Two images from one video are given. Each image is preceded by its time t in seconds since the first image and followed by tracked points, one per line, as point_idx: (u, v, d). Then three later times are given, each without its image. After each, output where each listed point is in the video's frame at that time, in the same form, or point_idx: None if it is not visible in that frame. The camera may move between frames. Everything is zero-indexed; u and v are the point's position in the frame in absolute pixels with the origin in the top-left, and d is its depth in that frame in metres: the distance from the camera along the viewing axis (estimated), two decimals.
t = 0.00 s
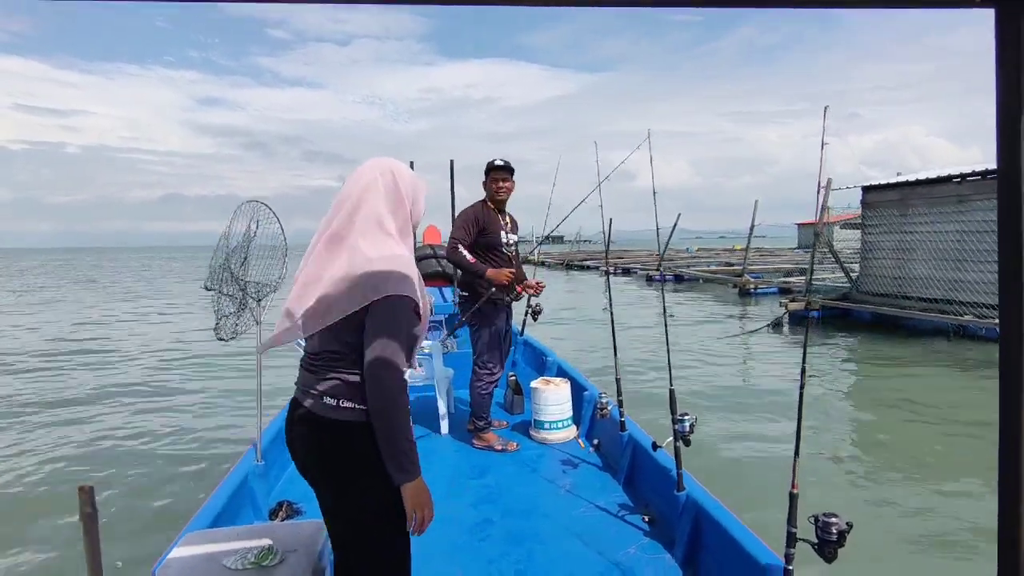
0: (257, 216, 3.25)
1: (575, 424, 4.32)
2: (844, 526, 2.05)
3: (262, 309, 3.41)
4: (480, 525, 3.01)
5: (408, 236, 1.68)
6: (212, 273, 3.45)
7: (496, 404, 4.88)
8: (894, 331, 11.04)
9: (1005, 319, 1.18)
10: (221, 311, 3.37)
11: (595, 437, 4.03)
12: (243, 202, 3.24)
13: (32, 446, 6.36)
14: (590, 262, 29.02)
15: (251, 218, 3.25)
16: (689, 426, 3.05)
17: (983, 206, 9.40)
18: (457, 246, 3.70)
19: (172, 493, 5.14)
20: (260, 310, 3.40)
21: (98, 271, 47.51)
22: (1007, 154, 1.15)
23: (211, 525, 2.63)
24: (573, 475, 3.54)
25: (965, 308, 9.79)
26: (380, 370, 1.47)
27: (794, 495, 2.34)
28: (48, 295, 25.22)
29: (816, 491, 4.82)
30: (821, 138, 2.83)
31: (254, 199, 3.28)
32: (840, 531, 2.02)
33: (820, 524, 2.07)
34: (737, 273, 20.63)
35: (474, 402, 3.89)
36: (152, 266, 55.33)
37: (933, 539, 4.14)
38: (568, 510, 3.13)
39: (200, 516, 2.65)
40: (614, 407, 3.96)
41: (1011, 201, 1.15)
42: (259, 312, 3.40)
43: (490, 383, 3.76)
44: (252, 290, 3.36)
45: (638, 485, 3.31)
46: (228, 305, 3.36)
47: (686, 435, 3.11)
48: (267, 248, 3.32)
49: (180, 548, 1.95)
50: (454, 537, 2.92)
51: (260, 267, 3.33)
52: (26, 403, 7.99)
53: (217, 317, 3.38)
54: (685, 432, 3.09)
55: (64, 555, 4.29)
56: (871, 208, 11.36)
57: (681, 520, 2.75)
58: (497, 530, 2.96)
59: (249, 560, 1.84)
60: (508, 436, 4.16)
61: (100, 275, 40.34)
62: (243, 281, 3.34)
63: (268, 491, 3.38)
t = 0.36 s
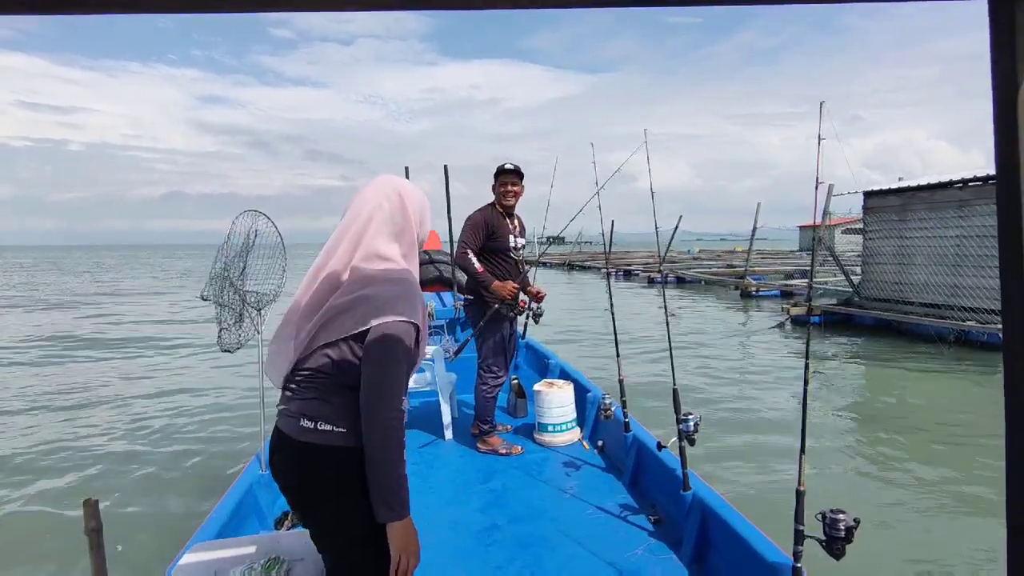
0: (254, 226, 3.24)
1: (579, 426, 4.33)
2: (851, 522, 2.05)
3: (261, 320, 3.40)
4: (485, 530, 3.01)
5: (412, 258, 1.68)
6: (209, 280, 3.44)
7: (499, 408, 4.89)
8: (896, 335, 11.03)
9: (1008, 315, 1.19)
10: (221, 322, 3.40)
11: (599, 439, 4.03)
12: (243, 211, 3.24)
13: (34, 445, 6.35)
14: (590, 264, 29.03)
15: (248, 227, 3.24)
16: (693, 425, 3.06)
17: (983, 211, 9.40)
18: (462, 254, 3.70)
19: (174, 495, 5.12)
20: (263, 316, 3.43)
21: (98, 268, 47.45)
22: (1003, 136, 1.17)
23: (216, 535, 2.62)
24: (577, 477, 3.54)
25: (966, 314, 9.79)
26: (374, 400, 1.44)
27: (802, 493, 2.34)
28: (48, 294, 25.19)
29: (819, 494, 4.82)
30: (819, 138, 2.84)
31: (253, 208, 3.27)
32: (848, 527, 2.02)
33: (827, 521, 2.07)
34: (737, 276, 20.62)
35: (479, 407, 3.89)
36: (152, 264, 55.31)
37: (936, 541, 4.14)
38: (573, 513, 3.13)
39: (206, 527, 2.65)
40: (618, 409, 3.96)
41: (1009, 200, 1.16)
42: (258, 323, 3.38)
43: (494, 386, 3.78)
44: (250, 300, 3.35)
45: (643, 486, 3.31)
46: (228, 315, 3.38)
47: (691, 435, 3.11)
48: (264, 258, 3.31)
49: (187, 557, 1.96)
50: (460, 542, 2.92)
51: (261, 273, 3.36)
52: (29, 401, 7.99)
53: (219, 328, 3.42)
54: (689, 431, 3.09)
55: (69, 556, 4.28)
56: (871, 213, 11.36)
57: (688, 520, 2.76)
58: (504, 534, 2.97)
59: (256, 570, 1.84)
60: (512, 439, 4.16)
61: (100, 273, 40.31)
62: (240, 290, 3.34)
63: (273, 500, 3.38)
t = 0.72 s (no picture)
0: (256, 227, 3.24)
1: (579, 430, 4.32)
2: (850, 530, 2.05)
3: (260, 319, 3.41)
4: (484, 533, 3.01)
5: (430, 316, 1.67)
6: (207, 280, 3.44)
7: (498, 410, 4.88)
8: (895, 338, 11.03)
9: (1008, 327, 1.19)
10: (220, 321, 3.39)
11: (599, 443, 4.03)
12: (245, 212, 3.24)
13: (34, 443, 6.35)
14: (590, 264, 29.02)
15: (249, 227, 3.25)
16: (693, 430, 3.06)
17: (982, 217, 9.38)
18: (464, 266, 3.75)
19: (172, 494, 5.11)
20: (265, 314, 3.47)
21: (98, 266, 47.48)
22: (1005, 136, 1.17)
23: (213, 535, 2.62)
24: (577, 481, 3.54)
25: (962, 322, 9.76)
26: (370, 444, 1.43)
27: (800, 499, 2.34)
28: (48, 292, 25.14)
29: (818, 498, 4.81)
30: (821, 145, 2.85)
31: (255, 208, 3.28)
32: (847, 535, 2.02)
33: (827, 528, 2.07)
34: (737, 277, 20.62)
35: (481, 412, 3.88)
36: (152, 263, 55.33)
37: (934, 545, 4.14)
38: (572, 517, 3.13)
39: (205, 526, 2.66)
40: (618, 413, 3.97)
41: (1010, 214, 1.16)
42: (258, 322, 3.39)
43: (499, 393, 3.77)
44: (250, 299, 3.36)
45: (643, 491, 3.32)
46: (227, 315, 3.37)
47: (691, 439, 3.11)
48: (265, 258, 3.32)
49: (185, 554, 1.96)
50: (459, 545, 2.92)
51: (262, 272, 3.38)
52: (28, 399, 7.98)
53: (217, 327, 3.40)
54: (689, 436, 3.09)
55: (66, 553, 4.27)
56: (871, 216, 11.35)
57: (687, 525, 2.76)
58: (503, 537, 2.97)
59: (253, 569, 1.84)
60: (511, 443, 4.16)
61: (100, 271, 40.22)
62: (240, 290, 3.34)
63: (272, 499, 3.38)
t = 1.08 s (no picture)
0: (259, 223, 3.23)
1: (575, 437, 4.32)
2: (842, 550, 2.04)
3: (259, 315, 3.38)
4: (476, 537, 3.02)
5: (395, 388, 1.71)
6: (212, 271, 3.43)
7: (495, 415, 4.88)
8: (894, 340, 11.02)
9: (1009, 310, 1.26)
10: (221, 316, 3.41)
11: (594, 451, 4.03)
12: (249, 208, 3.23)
13: (30, 442, 6.33)
14: (591, 264, 28.99)
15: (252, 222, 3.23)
16: (689, 442, 3.05)
17: (984, 219, 9.38)
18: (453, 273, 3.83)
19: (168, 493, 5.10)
20: (261, 311, 3.41)
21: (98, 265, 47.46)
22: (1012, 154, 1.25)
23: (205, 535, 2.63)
24: (572, 489, 3.54)
25: (964, 323, 9.77)
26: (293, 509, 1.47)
27: (794, 517, 2.34)
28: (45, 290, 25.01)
29: (815, 499, 4.81)
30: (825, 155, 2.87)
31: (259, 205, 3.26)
32: (839, 555, 2.01)
33: (819, 546, 2.06)
34: (738, 277, 20.59)
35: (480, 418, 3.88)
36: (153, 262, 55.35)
37: (929, 547, 4.15)
38: (564, 524, 3.13)
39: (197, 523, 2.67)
40: (614, 422, 3.97)
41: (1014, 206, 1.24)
42: (257, 317, 3.37)
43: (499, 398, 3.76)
44: (250, 295, 3.35)
45: (637, 502, 3.31)
46: (228, 310, 3.39)
47: (686, 452, 3.11)
48: (267, 255, 3.29)
49: (175, 547, 2.00)
50: (451, 549, 2.92)
51: (263, 270, 3.33)
52: (25, 399, 7.95)
53: (218, 322, 3.42)
54: (684, 448, 3.09)
55: (59, 555, 4.25)
56: (872, 218, 11.36)
57: (680, 537, 2.75)
58: (494, 543, 2.97)
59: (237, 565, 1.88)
60: (508, 449, 4.16)
61: (99, 269, 40.09)
62: (240, 285, 3.34)
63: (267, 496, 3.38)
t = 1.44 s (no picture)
0: (261, 219, 3.23)
1: (576, 438, 4.32)
2: (842, 554, 2.04)
3: (262, 311, 3.34)
4: (475, 538, 3.02)
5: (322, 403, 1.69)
6: (218, 273, 3.46)
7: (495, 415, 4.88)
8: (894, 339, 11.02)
9: (1012, 314, 1.25)
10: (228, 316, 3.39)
11: (595, 452, 4.03)
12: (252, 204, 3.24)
13: (31, 441, 6.32)
14: (590, 264, 28.98)
15: (255, 218, 3.24)
16: (690, 445, 3.05)
17: (985, 219, 9.38)
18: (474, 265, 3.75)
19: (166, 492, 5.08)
20: (264, 311, 3.37)
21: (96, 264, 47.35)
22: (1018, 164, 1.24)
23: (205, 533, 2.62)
24: (572, 490, 3.53)
25: (964, 323, 9.77)
26: (212, 543, 1.43)
27: (794, 521, 2.34)
28: (45, 289, 25.00)
29: (814, 500, 4.81)
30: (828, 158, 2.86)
31: (263, 201, 3.27)
32: (839, 558, 2.02)
33: (820, 550, 2.06)
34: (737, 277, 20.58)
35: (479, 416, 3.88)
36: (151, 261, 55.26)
37: (928, 548, 4.15)
38: (564, 525, 3.13)
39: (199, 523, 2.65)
40: (615, 424, 3.97)
41: (1017, 211, 1.21)
42: (259, 313, 3.33)
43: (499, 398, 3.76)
44: (254, 292, 3.33)
45: (636, 505, 3.31)
46: (233, 309, 3.36)
47: (686, 454, 3.10)
48: (271, 251, 3.29)
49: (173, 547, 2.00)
50: (449, 549, 2.92)
51: (267, 267, 3.32)
52: (22, 398, 7.92)
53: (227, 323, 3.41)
54: (685, 450, 3.09)
55: (56, 553, 4.23)
56: (873, 218, 11.35)
57: (679, 539, 2.75)
58: (493, 543, 2.97)
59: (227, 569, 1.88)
60: (507, 449, 4.15)
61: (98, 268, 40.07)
62: (243, 282, 3.32)
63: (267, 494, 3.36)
